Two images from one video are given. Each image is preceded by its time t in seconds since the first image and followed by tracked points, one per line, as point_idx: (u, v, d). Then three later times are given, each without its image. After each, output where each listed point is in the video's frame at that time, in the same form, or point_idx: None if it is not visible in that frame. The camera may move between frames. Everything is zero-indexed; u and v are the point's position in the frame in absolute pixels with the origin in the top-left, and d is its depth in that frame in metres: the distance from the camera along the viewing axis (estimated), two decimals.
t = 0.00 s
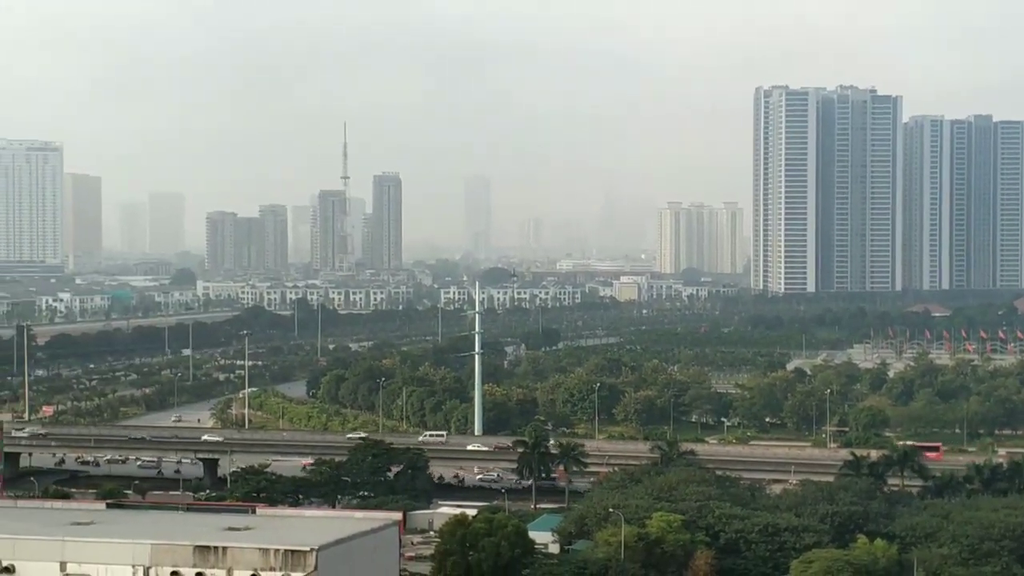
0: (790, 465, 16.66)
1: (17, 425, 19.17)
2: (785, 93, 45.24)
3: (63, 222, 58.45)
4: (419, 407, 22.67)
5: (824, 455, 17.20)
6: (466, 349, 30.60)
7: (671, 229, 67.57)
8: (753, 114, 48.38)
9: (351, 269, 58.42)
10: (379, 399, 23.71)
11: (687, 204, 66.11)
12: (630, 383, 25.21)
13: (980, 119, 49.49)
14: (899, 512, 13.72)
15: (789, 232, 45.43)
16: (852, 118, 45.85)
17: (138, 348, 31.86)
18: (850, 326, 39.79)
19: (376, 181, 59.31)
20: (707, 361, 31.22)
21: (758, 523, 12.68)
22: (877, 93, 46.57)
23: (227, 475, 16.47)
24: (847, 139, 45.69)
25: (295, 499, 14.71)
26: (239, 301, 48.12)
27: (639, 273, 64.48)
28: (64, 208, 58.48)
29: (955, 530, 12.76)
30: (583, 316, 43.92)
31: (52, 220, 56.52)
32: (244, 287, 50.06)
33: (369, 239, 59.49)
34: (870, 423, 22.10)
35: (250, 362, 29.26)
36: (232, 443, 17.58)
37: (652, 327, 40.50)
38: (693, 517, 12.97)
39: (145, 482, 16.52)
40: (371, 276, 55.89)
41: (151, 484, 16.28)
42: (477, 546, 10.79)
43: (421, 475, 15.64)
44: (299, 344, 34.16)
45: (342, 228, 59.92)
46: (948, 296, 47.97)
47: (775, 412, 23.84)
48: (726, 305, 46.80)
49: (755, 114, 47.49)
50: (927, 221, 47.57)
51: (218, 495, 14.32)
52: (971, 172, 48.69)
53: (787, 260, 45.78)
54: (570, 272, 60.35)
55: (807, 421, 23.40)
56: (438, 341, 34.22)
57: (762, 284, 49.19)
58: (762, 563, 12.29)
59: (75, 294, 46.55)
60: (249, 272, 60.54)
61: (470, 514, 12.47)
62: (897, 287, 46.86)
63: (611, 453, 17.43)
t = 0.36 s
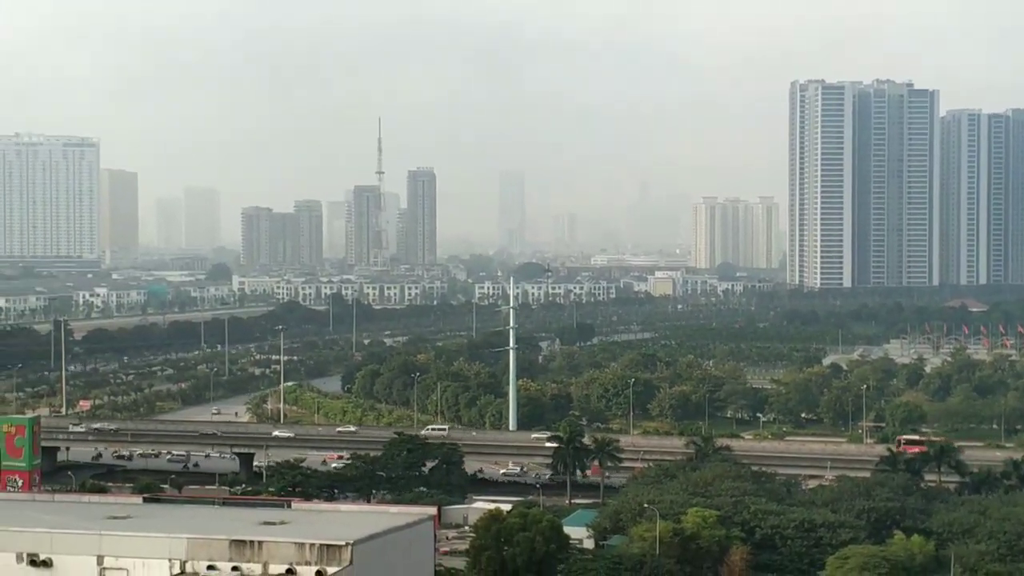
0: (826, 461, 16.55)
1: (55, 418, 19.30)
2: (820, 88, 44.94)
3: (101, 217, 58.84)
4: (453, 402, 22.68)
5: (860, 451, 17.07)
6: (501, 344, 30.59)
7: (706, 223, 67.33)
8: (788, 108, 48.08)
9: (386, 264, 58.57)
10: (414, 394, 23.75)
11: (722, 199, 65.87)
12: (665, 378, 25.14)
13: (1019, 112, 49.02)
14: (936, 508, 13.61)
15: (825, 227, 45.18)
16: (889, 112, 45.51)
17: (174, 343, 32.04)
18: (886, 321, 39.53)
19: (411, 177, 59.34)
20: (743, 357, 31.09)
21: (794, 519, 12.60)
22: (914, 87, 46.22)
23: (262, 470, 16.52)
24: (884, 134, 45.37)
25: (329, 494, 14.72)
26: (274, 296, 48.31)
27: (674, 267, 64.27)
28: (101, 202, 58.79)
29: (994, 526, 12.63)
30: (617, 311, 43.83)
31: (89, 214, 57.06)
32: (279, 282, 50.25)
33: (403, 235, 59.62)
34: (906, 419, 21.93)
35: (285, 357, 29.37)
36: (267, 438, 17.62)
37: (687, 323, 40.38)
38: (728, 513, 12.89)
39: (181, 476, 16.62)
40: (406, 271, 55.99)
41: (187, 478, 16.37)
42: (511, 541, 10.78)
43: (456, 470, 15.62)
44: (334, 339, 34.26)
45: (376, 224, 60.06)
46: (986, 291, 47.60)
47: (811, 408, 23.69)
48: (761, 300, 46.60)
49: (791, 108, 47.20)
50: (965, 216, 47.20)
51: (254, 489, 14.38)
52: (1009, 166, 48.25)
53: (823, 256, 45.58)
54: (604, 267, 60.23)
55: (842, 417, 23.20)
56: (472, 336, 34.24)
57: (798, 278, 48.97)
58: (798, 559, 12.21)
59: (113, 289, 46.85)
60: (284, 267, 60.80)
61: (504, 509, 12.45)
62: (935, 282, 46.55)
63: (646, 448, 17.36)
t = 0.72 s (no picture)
0: (863, 457, 16.42)
1: (93, 413, 19.43)
2: (857, 82, 44.57)
3: (139, 214, 59.15)
4: (489, 398, 22.67)
5: (898, 447, 16.94)
6: (536, 340, 30.55)
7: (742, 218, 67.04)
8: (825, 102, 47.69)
9: (421, 260, 58.70)
10: (449, 390, 23.77)
11: (759, 194, 65.59)
12: (701, 374, 25.06)
13: None
14: (974, 504, 13.48)
15: (863, 222, 44.84)
16: (927, 106, 45.11)
17: (210, 338, 32.21)
18: (924, 316, 39.22)
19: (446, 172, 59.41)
20: (780, 352, 30.92)
21: (832, 514, 12.52)
22: (952, 81, 45.81)
23: (299, 465, 16.57)
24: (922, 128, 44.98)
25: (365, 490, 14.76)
26: (310, 292, 48.47)
27: (710, 262, 64.02)
28: (138, 198, 59.02)
29: None
30: (653, 306, 43.69)
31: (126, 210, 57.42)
32: (315, 278, 50.40)
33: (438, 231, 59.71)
34: (945, 415, 21.75)
35: (321, 352, 29.47)
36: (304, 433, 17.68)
37: (724, 318, 40.23)
38: (764, 508, 12.82)
39: (218, 470, 16.70)
40: (441, 266, 56.05)
41: (224, 473, 16.46)
42: (547, 537, 10.76)
43: (491, 466, 15.62)
44: (370, 335, 34.34)
45: (412, 220, 60.18)
46: None
47: (849, 404, 23.53)
48: (798, 295, 46.33)
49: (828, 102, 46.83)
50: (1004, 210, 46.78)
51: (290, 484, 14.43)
52: None
53: (861, 251, 45.26)
54: (640, 262, 60.09)
55: (880, 412, 23.04)
56: (507, 332, 34.24)
57: (835, 273, 48.64)
58: (836, 555, 12.14)
59: (150, 284, 47.14)
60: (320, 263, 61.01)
61: (540, 504, 12.45)
62: (974, 277, 46.16)
63: (682, 444, 17.29)
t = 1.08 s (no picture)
0: (907, 451, 16.27)
1: (136, 406, 19.57)
2: (901, 75, 44.48)
3: (180, 207, 59.37)
4: (530, 392, 22.64)
5: (942, 442, 16.77)
6: (576, 334, 30.50)
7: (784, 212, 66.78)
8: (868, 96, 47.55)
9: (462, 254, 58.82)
10: (490, 383, 23.79)
11: (802, 187, 65.24)
12: (743, 368, 24.98)
13: None
14: (1019, 500, 13.34)
15: (907, 216, 44.54)
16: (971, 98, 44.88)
17: (252, 332, 32.37)
18: (968, 310, 38.88)
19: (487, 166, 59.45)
20: (822, 346, 30.75)
21: (875, 509, 12.41)
22: (997, 73, 45.58)
23: (341, 458, 16.60)
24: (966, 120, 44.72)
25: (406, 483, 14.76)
26: (351, 286, 48.64)
27: (752, 256, 63.74)
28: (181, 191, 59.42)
29: None
30: (695, 301, 43.51)
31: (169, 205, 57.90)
32: (356, 272, 50.58)
33: (479, 226, 59.78)
34: (990, 409, 21.57)
35: (362, 346, 29.56)
36: (344, 426, 17.71)
37: (765, 312, 40.05)
38: (807, 503, 12.73)
39: (260, 464, 16.76)
40: (482, 260, 56.12)
41: (266, 466, 16.53)
42: (588, 530, 10.74)
43: (532, 460, 15.61)
44: (411, 329, 34.42)
45: (453, 214, 60.32)
46: None
47: (892, 398, 23.39)
48: (840, 288, 46.02)
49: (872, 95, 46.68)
50: None
51: (332, 477, 14.46)
52: None
53: (904, 245, 44.99)
54: (682, 256, 59.93)
55: (923, 407, 22.93)
56: (548, 326, 34.25)
57: (878, 267, 48.32)
58: (879, 551, 12.05)
59: (193, 278, 47.40)
60: (361, 257, 61.21)
61: (581, 498, 12.42)
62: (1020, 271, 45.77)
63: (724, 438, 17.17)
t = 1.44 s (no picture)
0: (942, 449, 16.13)
1: (171, 401, 19.68)
2: (937, 70, 44.31)
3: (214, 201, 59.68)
4: (562, 387, 22.61)
5: (978, 439, 16.63)
6: (609, 330, 30.42)
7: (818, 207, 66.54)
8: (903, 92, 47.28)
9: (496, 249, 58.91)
10: (523, 379, 23.78)
11: (836, 182, 64.89)
12: (776, 364, 24.85)
13: None
14: None
15: (942, 212, 44.25)
16: (1008, 93, 44.59)
17: (286, 327, 32.48)
18: (1005, 306, 38.55)
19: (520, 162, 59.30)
20: (856, 342, 30.56)
21: (909, 506, 12.31)
22: None
23: (373, 452, 16.62)
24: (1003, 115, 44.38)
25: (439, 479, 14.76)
26: (384, 281, 48.72)
27: (785, 252, 63.42)
28: (215, 186, 59.75)
29: None
30: (728, 296, 43.35)
31: (203, 200, 58.04)
32: (389, 268, 50.68)
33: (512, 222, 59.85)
34: None
35: (396, 342, 29.61)
36: (376, 421, 17.73)
37: (799, 308, 39.84)
38: (841, 500, 12.63)
39: (293, 458, 16.81)
40: (515, 256, 56.07)
41: (299, 461, 16.58)
42: (622, 527, 10.70)
43: (565, 456, 15.58)
44: (443, 324, 34.45)
45: (485, 209, 60.31)
46: None
47: (926, 394, 23.23)
48: (875, 284, 45.71)
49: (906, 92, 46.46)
50: None
51: (365, 472, 14.49)
52: None
53: (939, 241, 44.73)
54: (715, 252, 59.70)
55: (959, 404, 22.77)
56: (581, 321, 34.21)
57: (913, 263, 48.03)
58: (914, 548, 11.96)
59: (227, 274, 47.55)
60: (394, 252, 61.34)
61: (614, 494, 12.39)
62: None
63: (758, 435, 17.08)
